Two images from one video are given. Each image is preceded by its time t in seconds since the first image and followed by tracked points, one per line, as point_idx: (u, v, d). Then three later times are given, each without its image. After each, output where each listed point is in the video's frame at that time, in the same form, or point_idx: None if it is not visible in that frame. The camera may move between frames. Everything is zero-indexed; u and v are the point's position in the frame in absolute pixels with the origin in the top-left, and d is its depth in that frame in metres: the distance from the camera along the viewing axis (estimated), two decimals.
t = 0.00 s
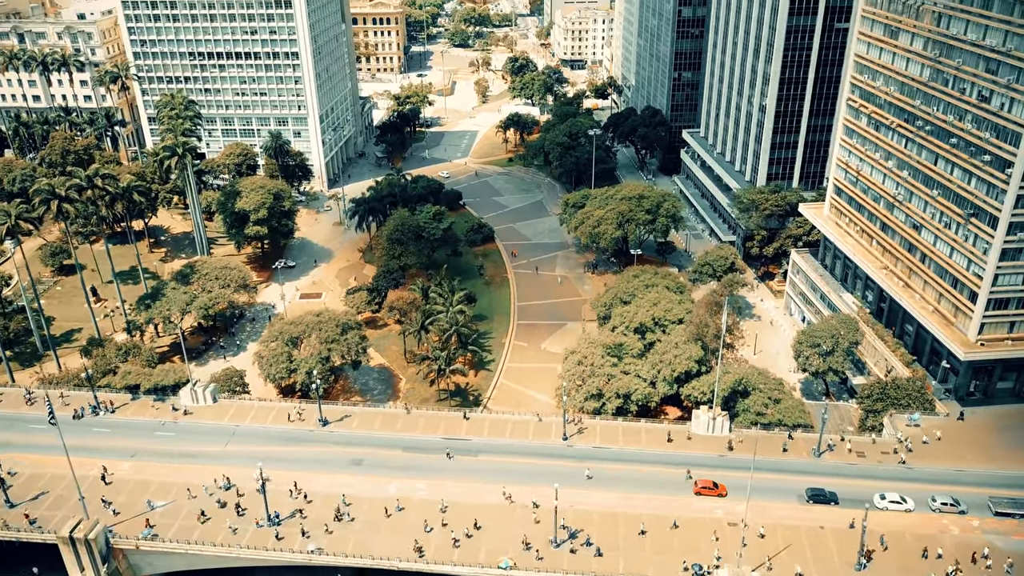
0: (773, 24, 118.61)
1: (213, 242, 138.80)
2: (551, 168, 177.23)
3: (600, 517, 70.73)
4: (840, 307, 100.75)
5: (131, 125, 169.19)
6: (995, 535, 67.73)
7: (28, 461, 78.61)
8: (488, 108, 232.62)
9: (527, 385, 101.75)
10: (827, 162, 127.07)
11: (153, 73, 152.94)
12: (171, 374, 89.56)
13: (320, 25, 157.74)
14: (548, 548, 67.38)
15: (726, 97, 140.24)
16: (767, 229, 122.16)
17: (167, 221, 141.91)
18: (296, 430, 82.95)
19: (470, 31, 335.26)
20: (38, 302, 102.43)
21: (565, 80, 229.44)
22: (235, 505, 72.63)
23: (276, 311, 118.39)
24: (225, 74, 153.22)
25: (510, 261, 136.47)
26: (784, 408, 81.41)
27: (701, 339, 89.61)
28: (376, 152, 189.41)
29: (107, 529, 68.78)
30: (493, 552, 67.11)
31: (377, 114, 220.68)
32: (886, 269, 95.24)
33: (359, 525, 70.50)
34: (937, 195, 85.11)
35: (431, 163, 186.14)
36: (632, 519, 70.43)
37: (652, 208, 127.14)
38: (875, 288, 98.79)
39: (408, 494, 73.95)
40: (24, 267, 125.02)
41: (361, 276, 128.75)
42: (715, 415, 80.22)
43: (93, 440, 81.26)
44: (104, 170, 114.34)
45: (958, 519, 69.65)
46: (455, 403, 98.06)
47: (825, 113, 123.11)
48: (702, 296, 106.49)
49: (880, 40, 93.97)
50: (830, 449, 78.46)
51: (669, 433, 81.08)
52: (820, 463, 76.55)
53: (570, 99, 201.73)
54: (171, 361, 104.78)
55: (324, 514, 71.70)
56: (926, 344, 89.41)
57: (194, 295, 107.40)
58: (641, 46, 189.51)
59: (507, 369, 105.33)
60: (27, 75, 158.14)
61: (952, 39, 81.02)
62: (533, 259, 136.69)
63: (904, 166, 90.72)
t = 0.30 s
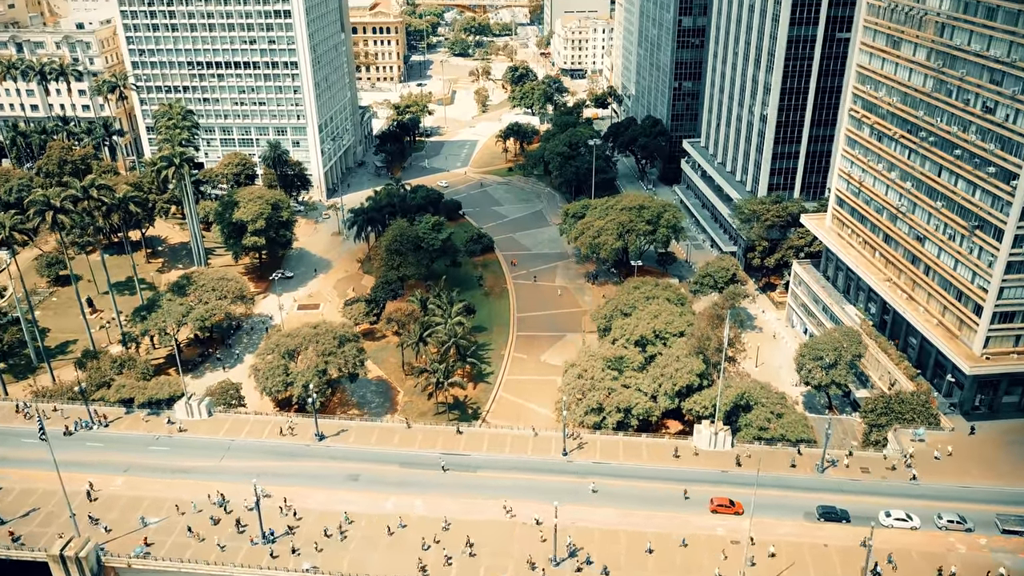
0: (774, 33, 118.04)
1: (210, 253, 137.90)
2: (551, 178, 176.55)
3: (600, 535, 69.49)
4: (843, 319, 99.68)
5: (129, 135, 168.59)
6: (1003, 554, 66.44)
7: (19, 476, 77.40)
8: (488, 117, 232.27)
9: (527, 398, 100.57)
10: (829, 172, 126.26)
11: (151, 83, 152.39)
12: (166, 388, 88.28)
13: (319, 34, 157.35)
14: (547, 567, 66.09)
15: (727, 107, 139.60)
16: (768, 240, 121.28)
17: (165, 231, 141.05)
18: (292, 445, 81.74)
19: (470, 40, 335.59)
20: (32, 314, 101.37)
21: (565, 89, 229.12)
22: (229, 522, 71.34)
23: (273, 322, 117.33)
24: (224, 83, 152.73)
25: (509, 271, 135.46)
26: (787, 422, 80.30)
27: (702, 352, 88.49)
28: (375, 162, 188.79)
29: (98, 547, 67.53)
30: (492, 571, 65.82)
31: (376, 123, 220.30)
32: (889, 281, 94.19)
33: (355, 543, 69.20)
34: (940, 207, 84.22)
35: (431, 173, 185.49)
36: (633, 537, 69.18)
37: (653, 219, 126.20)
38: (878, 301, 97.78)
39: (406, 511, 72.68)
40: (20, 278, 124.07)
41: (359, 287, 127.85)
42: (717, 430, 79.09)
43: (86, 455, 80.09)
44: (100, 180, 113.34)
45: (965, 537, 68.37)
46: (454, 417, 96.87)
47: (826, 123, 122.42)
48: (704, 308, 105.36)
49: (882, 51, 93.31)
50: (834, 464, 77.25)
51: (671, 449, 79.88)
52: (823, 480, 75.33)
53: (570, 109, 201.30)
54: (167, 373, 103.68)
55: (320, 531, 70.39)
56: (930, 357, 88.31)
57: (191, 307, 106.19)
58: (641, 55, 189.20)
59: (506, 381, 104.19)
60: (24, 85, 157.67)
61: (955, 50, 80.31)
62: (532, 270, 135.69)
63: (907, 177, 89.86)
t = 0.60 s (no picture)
0: (775, 43, 117.49)
1: (208, 262, 137.06)
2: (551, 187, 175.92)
3: (601, 551, 68.38)
4: (845, 331, 98.77)
5: (127, 143, 167.97)
6: (1010, 571, 65.28)
7: (11, 491, 76.35)
8: (488, 126, 231.89)
9: (526, 409, 99.46)
10: (830, 182, 125.49)
11: (149, 91, 151.81)
12: (161, 400, 87.21)
13: (318, 43, 156.87)
14: None
15: (728, 115, 138.91)
16: (769, 250, 120.46)
17: (162, 240, 140.26)
18: (289, 459, 80.63)
19: (470, 49, 335.76)
20: (27, 325, 100.38)
21: (565, 98, 228.74)
22: (223, 538, 70.23)
23: (270, 332, 116.35)
24: (223, 92, 152.17)
25: (508, 281, 134.59)
26: (790, 436, 79.26)
27: (704, 364, 87.47)
28: (375, 170, 188.15)
29: (90, 564, 66.43)
30: None
31: (376, 131, 219.86)
32: (892, 292, 93.26)
33: (352, 559, 68.06)
34: (944, 217, 83.38)
35: (430, 181, 184.84)
36: (634, 554, 68.08)
37: (653, 228, 125.33)
38: (880, 312, 96.90)
39: (403, 527, 71.53)
40: (16, 288, 123.20)
41: (358, 297, 126.93)
42: (719, 444, 77.85)
43: (79, 469, 79.04)
44: (96, 190, 112.07)
45: (972, 553, 67.29)
46: (452, 429, 95.79)
47: (828, 132, 121.72)
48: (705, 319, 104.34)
49: (884, 60, 92.61)
50: (838, 478, 76.16)
51: (672, 463, 78.79)
52: (827, 494, 74.21)
53: (570, 118, 200.85)
54: (163, 384, 102.69)
55: (315, 548, 69.26)
56: (934, 370, 87.22)
57: (187, 318, 105.12)
58: (641, 64, 188.85)
59: (506, 393, 103.12)
60: (22, 93, 157.15)
61: (958, 60, 79.62)
62: (532, 279, 134.77)
63: (909, 188, 89.06)
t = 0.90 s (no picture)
0: (776, 52, 116.88)
1: (206, 272, 136.17)
2: (551, 196, 175.26)
3: (601, 568, 67.24)
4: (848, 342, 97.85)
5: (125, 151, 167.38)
6: None
7: (2, 505, 75.26)
8: (488, 134, 231.51)
9: (526, 422, 98.34)
10: (832, 191, 124.74)
11: (148, 100, 151.29)
12: (155, 413, 85.97)
13: (318, 51, 156.37)
14: None
15: (728, 124, 138.26)
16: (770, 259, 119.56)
17: (160, 249, 139.44)
18: (285, 473, 79.52)
19: (470, 57, 335.93)
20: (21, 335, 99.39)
21: (565, 106, 228.37)
22: (217, 554, 69.10)
23: (267, 343, 115.37)
24: (221, 100, 151.64)
25: (508, 290, 133.69)
26: (792, 450, 78.25)
27: (705, 377, 86.44)
28: (374, 179, 187.45)
29: None
30: None
31: (376, 140, 219.45)
32: (896, 303, 92.31)
33: None
34: (948, 228, 82.49)
35: (429, 190, 184.19)
36: (635, 571, 66.90)
37: (654, 238, 124.45)
38: (884, 323, 95.95)
39: (399, 542, 70.39)
40: (11, 297, 122.29)
41: (356, 306, 126.00)
42: (721, 458, 76.72)
43: (72, 483, 77.96)
44: (91, 200, 111.78)
45: (978, 571, 66.11)
46: (450, 442, 94.68)
47: (829, 141, 121.00)
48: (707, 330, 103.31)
49: (886, 69, 91.93)
50: (842, 493, 75.06)
51: (673, 477, 77.66)
52: (831, 510, 73.10)
53: (570, 126, 200.38)
54: (159, 396, 101.65)
55: (311, 564, 68.11)
56: (938, 382, 86.21)
57: (184, 328, 104.08)
58: (642, 73, 188.51)
59: (505, 405, 102.02)
60: (20, 102, 156.65)
61: (962, 70, 78.89)
62: (531, 289, 133.89)
63: (913, 198, 88.25)
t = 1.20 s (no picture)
0: (776, 60, 116.31)
1: (203, 281, 135.24)
2: (550, 204, 174.53)
3: None
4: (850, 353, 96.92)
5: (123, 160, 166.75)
6: None
7: None
8: (488, 142, 231.05)
9: (525, 434, 97.26)
10: (833, 200, 123.97)
11: (146, 108, 150.71)
12: (150, 425, 84.98)
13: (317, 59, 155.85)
14: None
15: (729, 133, 137.57)
16: (772, 269, 118.68)
17: (157, 258, 138.61)
18: (280, 487, 78.39)
19: (470, 65, 335.91)
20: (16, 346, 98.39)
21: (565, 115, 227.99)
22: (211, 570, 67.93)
23: (265, 353, 114.39)
24: (220, 109, 151.08)
25: (507, 299, 132.84)
26: (795, 464, 77.19)
27: (707, 390, 85.39)
28: (373, 187, 186.74)
29: None
30: None
31: (375, 148, 218.96)
32: (899, 314, 91.40)
33: None
34: (951, 239, 81.61)
35: (429, 198, 183.52)
36: None
37: (654, 247, 123.60)
38: (886, 334, 94.99)
39: (396, 558, 69.23)
40: (7, 307, 121.34)
41: (354, 316, 125.04)
42: (722, 472, 75.83)
43: (65, 497, 76.81)
44: (88, 210, 110.35)
45: None
46: (449, 454, 93.57)
47: (830, 150, 120.25)
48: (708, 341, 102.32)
49: (888, 78, 91.24)
50: (845, 508, 73.98)
51: (675, 492, 76.61)
52: (834, 525, 71.96)
53: (570, 135, 199.87)
54: (154, 407, 100.57)
55: None
56: (942, 395, 85.23)
57: (180, 339, 103.06)
58: (642, 81, 188.13)
59: (504, 416, 100.97)
60: (18, 110, 156.05)
61: (966, 79, 78.12)
62: (531, 298, 133.01)
63: (916, 208, 87.43)
